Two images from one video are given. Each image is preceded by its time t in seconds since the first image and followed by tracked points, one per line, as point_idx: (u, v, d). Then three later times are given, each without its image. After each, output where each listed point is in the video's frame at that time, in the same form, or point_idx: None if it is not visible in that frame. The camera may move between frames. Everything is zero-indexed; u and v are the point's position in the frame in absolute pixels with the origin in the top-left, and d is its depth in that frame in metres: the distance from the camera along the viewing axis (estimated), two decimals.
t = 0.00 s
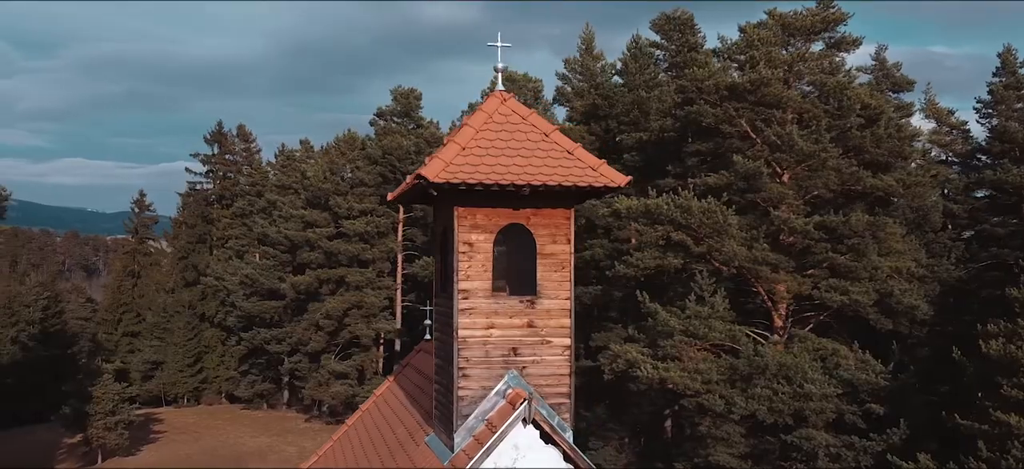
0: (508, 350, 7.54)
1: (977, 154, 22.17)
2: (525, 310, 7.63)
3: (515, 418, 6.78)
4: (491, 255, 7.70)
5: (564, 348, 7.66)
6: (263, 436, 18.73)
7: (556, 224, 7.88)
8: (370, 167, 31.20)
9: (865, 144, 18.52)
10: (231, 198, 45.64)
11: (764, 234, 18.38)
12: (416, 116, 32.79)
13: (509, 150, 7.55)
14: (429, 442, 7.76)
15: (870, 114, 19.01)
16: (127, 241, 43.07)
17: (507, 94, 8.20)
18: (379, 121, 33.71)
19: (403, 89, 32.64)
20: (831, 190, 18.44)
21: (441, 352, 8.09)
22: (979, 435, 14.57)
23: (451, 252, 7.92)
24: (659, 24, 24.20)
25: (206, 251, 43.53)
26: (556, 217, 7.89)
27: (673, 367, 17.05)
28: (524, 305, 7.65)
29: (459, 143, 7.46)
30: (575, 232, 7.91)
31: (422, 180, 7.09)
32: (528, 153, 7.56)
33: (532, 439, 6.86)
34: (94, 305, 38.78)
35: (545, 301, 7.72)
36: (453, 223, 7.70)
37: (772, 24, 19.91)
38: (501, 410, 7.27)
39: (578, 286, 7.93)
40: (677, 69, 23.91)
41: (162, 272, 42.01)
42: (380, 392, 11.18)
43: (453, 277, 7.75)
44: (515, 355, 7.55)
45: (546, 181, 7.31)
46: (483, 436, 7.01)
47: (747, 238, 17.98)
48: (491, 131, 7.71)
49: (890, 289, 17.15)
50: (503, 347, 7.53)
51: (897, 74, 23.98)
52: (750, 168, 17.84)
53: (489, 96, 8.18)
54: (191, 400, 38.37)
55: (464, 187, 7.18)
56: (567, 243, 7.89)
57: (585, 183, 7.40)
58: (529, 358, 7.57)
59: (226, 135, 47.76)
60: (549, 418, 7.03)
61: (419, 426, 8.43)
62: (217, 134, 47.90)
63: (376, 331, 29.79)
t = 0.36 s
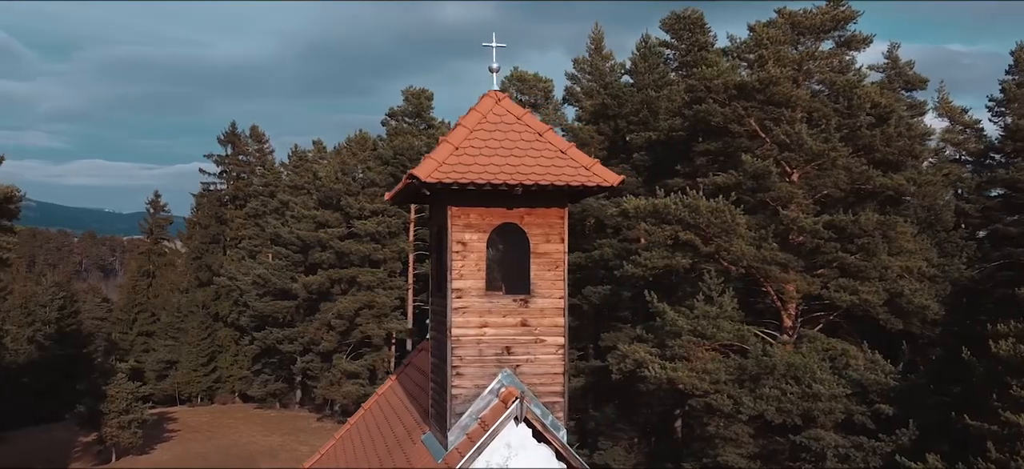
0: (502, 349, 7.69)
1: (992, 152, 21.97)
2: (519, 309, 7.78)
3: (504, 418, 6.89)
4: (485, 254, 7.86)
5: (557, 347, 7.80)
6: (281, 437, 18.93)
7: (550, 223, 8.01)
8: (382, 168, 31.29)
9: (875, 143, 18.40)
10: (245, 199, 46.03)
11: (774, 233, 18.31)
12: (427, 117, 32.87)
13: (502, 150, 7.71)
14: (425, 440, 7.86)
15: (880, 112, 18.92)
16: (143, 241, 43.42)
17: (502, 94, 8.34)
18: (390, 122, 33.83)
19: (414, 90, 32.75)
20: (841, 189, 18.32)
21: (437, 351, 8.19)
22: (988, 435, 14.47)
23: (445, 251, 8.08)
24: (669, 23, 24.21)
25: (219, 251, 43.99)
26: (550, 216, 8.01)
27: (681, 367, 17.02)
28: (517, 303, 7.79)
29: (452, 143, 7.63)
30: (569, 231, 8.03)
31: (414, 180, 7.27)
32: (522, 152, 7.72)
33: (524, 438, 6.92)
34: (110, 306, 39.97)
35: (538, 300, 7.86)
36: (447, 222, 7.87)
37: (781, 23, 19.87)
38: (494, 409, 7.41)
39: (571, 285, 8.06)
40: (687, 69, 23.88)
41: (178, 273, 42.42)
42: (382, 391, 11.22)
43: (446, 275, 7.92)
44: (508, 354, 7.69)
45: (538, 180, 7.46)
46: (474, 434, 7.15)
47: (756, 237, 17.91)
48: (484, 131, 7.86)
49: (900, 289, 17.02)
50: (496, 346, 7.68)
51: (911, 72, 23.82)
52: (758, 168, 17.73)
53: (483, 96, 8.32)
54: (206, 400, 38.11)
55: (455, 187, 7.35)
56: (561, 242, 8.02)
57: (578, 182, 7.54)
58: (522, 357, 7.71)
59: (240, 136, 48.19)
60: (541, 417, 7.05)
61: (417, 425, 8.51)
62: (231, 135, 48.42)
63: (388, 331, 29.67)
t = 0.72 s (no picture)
0: (494, 348, 7.87)
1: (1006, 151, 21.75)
2: (512, 308, 7.96)
3: (495, 415, 7.09)
4: (478, 253, 8.03)
5: (550, 346, 7.97)
6: (298, 437, 19.12)
7: (543, 223, 8.16)
8: (392, 168, 31.30)
9: (884, 142, 18.29)
10: (258, 199, 46.28)
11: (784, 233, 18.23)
12: (438, 117, 32.90)
13: (494, 150, 7.88)
14: (421, 439, 7.99)
15: (890, 111, 18.81)
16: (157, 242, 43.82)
17: (495, 95, 8.51)
18: (401, 122, 33.90)
19: (425, 90, 32.80)
20: (851, 189, 18.21)
21: (433, 351, 8.33)
22: (998, 436, 14.36)
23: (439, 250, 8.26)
24: (680, 23, 24.19)
25: (233, 252, 44.23)
26: (543, 216, 8.16)
27: (688, 367, 17.00)
28: (510, 303, 7.97)
29: (445, 144, 7.80)
30: (562, 231, 8.18)
31: (406, 180, 7.44)
32: (514, 153, 7.89)
33: (516, 437, 7.08)
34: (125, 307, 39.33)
35: (531, 299, 8.03)
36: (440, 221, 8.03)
37: (790, 22, 19.79)
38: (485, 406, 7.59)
39: (565, 284, 8.22)
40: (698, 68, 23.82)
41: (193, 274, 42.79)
42: (384, 390, 11.28)
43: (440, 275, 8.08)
44: (501, 353, 7.87)
45: (530, 179, 7.62)
46: (466, 432, 7.35)
47: (764, 237, 17.85)
48: (477, 131, 8.04)
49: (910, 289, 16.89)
50: (489, 344, 7.86)
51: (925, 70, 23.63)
52: (766, 168, 17.65)
53: (477, 97, 8.50)
54: (218, 399, 38.74)
55: (447, 186, 7.52)
56: (554, 242, 8.17)
57: (570, 182, 7.71)
58: (515, 356, 7.89)
59: (253, 137, 48.39)
60: (532, 415, 7.26)
61: (414, 423, 8.64)
62: (245, 136, 48.53)
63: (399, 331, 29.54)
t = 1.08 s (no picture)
0: (488, 347, 7.94)
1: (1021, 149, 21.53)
2: (505, 307, 8.02)
3: (485, 413, 7.33)
4: (471, 253, 8.13)
5: (544, 344, 8.02)
6: (314, 437, 19.29)
7: (536, 222, 8.21)
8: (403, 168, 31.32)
9: (894, 141, 18.18)
10: (271, 199, 46.46)
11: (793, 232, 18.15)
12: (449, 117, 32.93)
13: (486, 150, 7.92)
14: (416, 436, 8.10)
15: (900, 110, 18.69)
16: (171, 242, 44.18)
17: (489, 94, 8.54)
18: (412, 122, 33.99)
19: (436, 90, 32.87)
20: (860, 188, 18.10)
21: (428, 350, 8.42)
22: (1008, 437, 14.23)
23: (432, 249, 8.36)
24: (689, 22, 24.16)
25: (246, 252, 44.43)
26: (536, 215, 8.22)
27: (696, 367, 16.95)
28: (503, 302, 8.03)
29: (438, 143, 7.84)
30: (555, 230, 8.23)
31: (398, 180, 7.49)
32: (506, 152, 7.92)
33: (507, 435, 7.33)
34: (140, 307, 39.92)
35: (524, 298, 8.09)
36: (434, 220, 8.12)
37: (799, 21, 19.71)
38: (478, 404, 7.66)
39: (558, 283, 8.26)
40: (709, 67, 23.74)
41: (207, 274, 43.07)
42: (385, 388, 11.34)
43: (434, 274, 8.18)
44: (494, 351, 7.94)
45: (522, 179, 7.66)
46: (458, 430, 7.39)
47: (773, 236, 17.78)
48: (470, 131, 8.08)
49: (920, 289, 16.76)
50: (482, 343, 7.94)
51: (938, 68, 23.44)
52: (775, 167, 17.56)
53: (471, 96, 8.53)
54: (232, 399, 38.86)
55: (439, 186, 7.57)
56: (547, 241, 8.22)
57: (562, 181, 7.74)
58: (508, 354, 7.96)
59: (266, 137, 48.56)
60: (523, 413, 7.43)
61: (412, 421, 8.74)
62: (259, 137, 48.76)
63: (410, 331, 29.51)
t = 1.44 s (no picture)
0: (484, 345, 7.98)
1: None
2: (501, 306, 8.05)
3: (480, 413, 7.18)
4: (467, 252, 8.16)
5: (540, 344, 8.05)
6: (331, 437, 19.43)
7: (532, 221, 8.23)
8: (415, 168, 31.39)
9: (908, 140, 18.02)
10: (286, 200, 46.72)
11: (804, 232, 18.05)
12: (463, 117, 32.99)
13: (482, 150, 7.94)
14: (414, 435, 8.13)
15: (914, 108, 18.52)
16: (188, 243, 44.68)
17: (486, 94, 8.56)
18: (427, 123, 34.11)
19: (450, 91, 32.95)
20: (874, 187, 17.95)
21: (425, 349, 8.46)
22: None
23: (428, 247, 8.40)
24: (703, 21, 24.10)
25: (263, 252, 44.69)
26: (532, 214, 8.24)
27: (707, 367, 16.88)
28: (499, 301, 8.06)
29: (434, 143, 7.86)
30: (551, 229, 8.25)
31: (394, 180, 7.51)
32: (502, 152, 7.95)
33: (502, 433, 7.10)
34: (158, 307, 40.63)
35: (520, 297, 8.11)
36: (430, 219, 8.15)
37: (811, 19, 19.60)
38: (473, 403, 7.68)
39: (554, 282, 8.28)
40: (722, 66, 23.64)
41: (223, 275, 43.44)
42: (390, 388, 11.38)
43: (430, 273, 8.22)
44: (490, 350, 7.98)
45: (517, 179, 7.68)
46: (455, 429, 7.40)
47: (784, 236, 17.69)
48: (466, 131, 8.11)
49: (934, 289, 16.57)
50: (478, 342, 7.97)
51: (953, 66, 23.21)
52: (786, 167, 17.43)
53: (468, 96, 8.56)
54: (249, 398, 39.12)
55: (433, 186, 7.59)
56: (543, 240, 8.24)
57: (557, 181, 7.76)
58: (504, 354, 7.99)
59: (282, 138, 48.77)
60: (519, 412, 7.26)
61: (412, 420, 8.77)
62: (274, 138, 49.01)
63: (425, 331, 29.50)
